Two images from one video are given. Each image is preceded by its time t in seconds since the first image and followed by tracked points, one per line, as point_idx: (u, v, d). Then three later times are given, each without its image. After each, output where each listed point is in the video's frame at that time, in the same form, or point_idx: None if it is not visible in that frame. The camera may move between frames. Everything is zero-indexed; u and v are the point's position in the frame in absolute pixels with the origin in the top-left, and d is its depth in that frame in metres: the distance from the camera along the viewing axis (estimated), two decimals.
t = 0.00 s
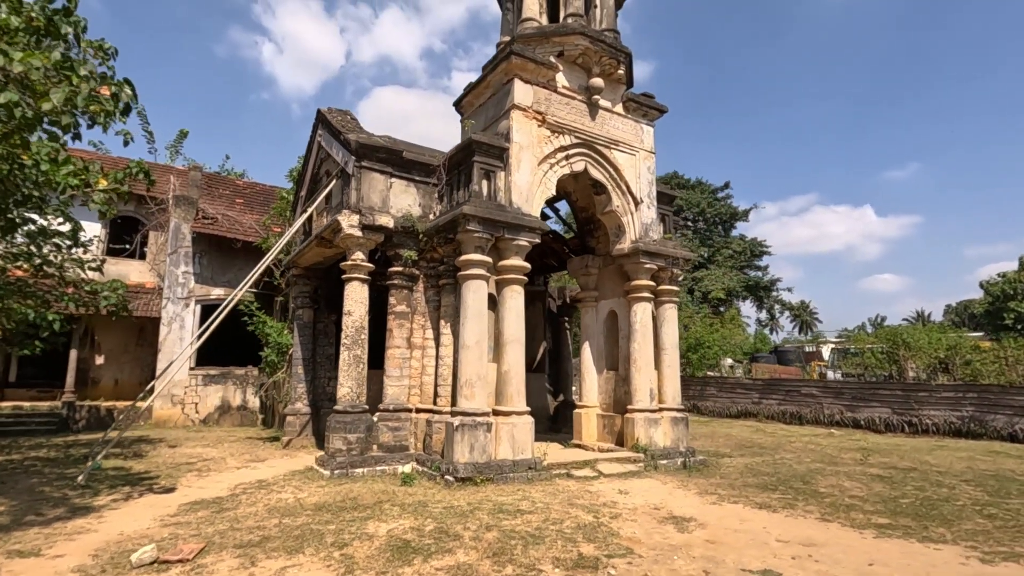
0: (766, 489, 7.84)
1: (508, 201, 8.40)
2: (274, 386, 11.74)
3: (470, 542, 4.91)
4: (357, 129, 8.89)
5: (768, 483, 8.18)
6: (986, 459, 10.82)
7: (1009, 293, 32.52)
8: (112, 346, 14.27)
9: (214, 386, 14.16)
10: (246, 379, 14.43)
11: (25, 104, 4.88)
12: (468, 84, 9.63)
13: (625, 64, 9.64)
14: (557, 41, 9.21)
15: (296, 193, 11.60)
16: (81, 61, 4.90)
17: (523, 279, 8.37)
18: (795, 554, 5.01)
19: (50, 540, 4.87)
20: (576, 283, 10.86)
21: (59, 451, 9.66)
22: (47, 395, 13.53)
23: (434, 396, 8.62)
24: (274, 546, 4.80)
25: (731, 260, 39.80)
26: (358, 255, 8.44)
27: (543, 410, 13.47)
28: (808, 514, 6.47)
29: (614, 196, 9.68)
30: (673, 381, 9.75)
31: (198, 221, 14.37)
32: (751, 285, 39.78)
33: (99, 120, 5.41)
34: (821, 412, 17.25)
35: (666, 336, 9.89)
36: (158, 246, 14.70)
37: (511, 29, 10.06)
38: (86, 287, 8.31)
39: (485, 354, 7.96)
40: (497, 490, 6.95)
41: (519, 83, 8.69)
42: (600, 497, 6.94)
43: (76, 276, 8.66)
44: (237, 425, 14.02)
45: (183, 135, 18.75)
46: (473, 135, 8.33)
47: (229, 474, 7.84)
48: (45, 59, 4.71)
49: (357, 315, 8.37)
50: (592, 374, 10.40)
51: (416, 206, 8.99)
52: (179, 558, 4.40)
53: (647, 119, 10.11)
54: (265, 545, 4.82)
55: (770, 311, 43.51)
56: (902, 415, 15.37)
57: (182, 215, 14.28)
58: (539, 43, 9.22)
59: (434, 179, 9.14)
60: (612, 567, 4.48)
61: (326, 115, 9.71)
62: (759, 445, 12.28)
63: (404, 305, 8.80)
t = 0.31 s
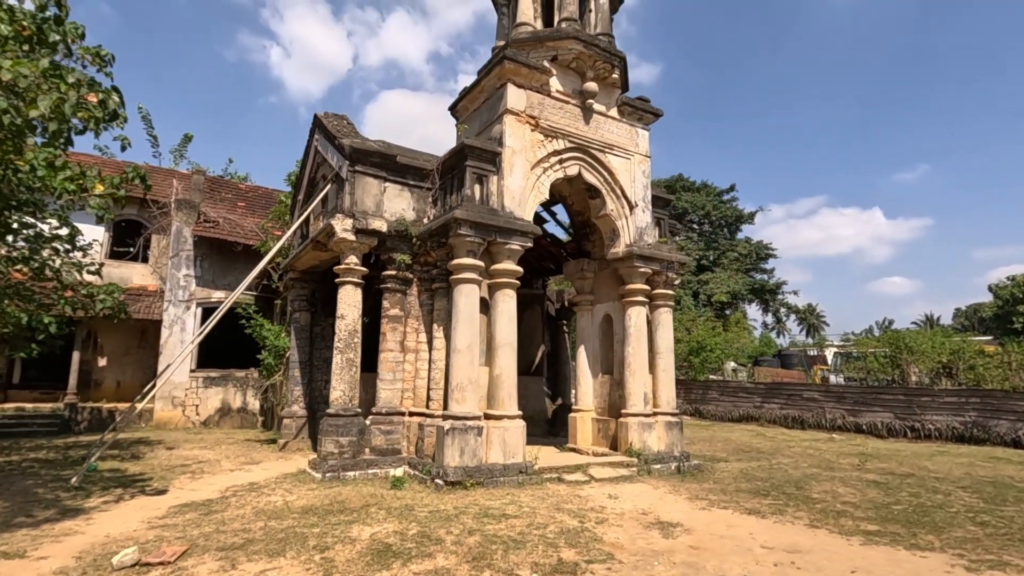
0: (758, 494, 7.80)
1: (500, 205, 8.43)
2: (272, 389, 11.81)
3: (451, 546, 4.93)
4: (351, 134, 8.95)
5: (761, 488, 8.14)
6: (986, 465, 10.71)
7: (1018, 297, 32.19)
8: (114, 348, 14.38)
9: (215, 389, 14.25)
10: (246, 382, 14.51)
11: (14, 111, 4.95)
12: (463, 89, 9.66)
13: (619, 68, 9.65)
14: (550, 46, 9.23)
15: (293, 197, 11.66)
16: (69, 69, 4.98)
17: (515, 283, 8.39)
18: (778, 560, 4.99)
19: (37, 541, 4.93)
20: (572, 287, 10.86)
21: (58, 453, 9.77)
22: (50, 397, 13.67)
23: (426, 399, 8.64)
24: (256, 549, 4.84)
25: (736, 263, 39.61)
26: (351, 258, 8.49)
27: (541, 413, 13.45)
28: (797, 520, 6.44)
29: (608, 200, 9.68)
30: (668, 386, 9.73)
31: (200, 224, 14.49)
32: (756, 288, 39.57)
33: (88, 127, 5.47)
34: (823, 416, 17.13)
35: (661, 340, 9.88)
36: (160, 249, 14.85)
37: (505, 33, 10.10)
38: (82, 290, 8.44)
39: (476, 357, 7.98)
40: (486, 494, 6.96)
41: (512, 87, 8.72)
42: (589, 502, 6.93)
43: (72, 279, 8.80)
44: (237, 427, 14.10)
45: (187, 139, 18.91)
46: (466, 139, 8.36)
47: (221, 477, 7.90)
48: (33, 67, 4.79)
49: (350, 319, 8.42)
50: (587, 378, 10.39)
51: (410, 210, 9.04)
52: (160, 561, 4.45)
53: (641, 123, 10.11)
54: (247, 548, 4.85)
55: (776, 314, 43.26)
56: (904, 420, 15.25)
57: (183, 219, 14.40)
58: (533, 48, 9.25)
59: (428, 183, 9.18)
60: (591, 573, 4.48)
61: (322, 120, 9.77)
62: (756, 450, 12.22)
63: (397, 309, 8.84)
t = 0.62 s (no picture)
0: (749, 496, 7.80)
1: (493, 207, 8.48)
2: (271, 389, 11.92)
3: (433, 545, 4.98)
4: (347, 137, 9.04)
5: (753, 491, 8.13)
6: (986, 469, 10.63)
7: None
8: (119, 348, 14.56)
9: (217, 389, 14.39)
10: (248, 382, 14.65)
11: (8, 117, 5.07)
12: (459, 92, 9.74)
13: (614, 71, 9.69)
14: (545, 49, 9.29)
15: (293, 199, 11.77)
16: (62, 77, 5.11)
17: (508, 285, 8.44)
18: (759, 562, 5.01)
19: (29, 537, 5.04)
20: (568, 289, 10.89)
21: (59, 451, 9.92)
22: (55, 397, 13.88)
23: (421, 400, 8.70)
24: (241, 547, 4.92)
25: (743, 265, 39.44)
26: (346, 260, 8.58)
27: (540, 414, 13.47)
28: (785, 522, 6.44)
29: (603, 202, 9.71)
30: (662, 387, 9.75)
31: (203, 227, 14.66)
32: (763, 290, 39.35)
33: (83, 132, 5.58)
34: (826, 419, 17.02)
35: (656, 342, 9.91)
36: (164, 250, 15.06)
37: (501, 37, 10.16)
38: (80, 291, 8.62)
39: (469, 359, 8.03)
40: (475, 495, 7.00)
41: (506, 90, 8.77)
42: (579, 503, 6.96)
43: (72, 280, 8.96)
44: (239, 427, 14.24)
45: (192, 142, 19.12)
46: (459, 142, 8.43)
47: (217, 475, 8.00)
48: (26, 75, 4.90)
49: (345, 320, 8.50)
50: (583, 380, 10.41)
51: (405, 213, 9.12)
52: (146, 557, 4.54)
53: (637, 125, 10.14)
54: (233, 546, 4.93)
55: (783, 316, 43.01)
56: (907, 423, 15.14)
57: (186, 221, 14.49)
58: (528, 51, 9.31)
59: (423, 186, 9.26)
60: (569, 572, 4.52)
61: (320, 123, 9.87)
62: (754, 452, 12.18)
63: (392, 310, 8.91)
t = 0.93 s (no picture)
0: (741, 500, 7.80)
1: (487, 212, 8.55)
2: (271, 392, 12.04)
3: (418, 547, 5.06)
4: (344, 143, 9.14)
5: (746, 495, 8.13)
6: (985, 473, 10.55)
7: None
8: (123, 351, 14.75)
9: (220, 391, 14.54)
10: (250, 384, 14.79)
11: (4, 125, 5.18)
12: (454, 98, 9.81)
13: (608, 76, 9.73)
14: (539, 54, 9.35)
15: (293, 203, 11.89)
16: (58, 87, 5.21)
17: (502, 289, 8.50)
18: (740, 566, 5.04)
19: (24, 537, 5.15)
20: (564, 292, 10.93)
21: (61, 452, 10.06)
22: (61, 399, 14.08)
23: (415, 403, 8.77)
24: (229, 548, 5.01)
25: (749, 267, 39.26)
26: (342, 264, 8.68)
27: (539, 417, 13.50)
28: (773, 527, 6.46)
29: (598, 206, 9.75)
30: (657, 391, 9.77)
31: (206, 230, 14.83)
32: (769, 292, 39.12)
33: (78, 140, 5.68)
34: (828, 423, 16.92)
35: (651, 345, 9.93)
36: (168, 254, 15.27)
37: (497, 42, 10.24)
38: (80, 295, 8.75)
39: (462, 362, 8.10)
40: (466, 497, 7.07)
41: (500, 96, 8.84)
42: (568, 506, 7.01)
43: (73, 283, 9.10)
44: (241, 429, 14.37)
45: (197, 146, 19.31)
46: (453, 148, 8.51)
47: (214, 477, 8.11)
48: (21, 84, 5.01)
49: (340, 323, 8.60)
50: (579, 383, 10.44)
51: (400, 217, 9.20)
52: (134, 557, 4.63)
53: (632, 129, 10.17)
54: (220, 547, 5.02)
55: (790, 318, 42.75)
56: (910, 426, 15.03)
57: (190, 225, 14.75)
58: (522, 56, 9.38)
59: (418, 190, 9.33)
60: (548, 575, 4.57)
61: (318, 128, 9.96)
62: (753, 455, 12.16)
63: (387, 314, 8.99)
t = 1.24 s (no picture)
0: (733, 502, 7.78)
1: (480, 213, 8.58)
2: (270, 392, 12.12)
3: (401, 546, 5.09)
4: (339, 145, 9.20)
5: (739, 496, 8.09)
6: (985, 477, 10.45)
7: None
8: (126, 351, 14.89)
9: (221, 391, 14.65)
10: (251, 385, 14.89)
11: None
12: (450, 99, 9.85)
13: (603, 77, 9.74)
14: (534, 56, 9.38)
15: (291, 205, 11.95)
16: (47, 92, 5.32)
17: (495, 290, 8.52)
18: (723, 567, 5.04)
19: (15, 535, 5.23)
20: (561, 293, 10.93)
21: (61, 451, 10.19)
22: (64, 399, 14.25)
23: (409, 404, 8.80)
24: (214, 546, 5.05)
25: (755, 268, 39.06)
26: (336, 266, 8.73)
27: (537, 419, 13.42)
28: (762, 529, 6.44)
29: (593, 208, 9.76)
30: (653, 392, 9.76)
31: (208, 232, 15.00)
32: (775, 294, 38.88)
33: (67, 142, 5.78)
34: (830, 425, 16.81)
35: (646, 346, 9.92)
36: (170, 256, 15.42)
37: (493, 44, 10.27)
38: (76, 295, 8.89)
39: (454, 363, 8.13)
40: (457, 498, 7.09)
41: (493, 97, 8.87)
42: (558, 507, 7.01)
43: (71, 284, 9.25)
44: (242, 430, 14.47)
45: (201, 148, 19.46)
46: (447, 150, 8.55)
47: (208, 476, 8.18)
48: (10, 90, 5.10)
49: (334, 324, 8.65)
50: (575, 384, 10.44)
51: (395, 219, 9.25)
52: (119, 555, 4.69)
53: (628, 131, 10.17)
54: (206, 545, 5.07)
55: (796, 320, 42.46)
56: (912, 429, 14.91)
57: (192, 226, 14.88)
58: (517, 59, 9.42)
59: (413, 192, 9.38)
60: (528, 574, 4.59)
61: (315, 130, 10.01)
62: (751, 457, 12.12)
63: (381, 315, 9.04)
